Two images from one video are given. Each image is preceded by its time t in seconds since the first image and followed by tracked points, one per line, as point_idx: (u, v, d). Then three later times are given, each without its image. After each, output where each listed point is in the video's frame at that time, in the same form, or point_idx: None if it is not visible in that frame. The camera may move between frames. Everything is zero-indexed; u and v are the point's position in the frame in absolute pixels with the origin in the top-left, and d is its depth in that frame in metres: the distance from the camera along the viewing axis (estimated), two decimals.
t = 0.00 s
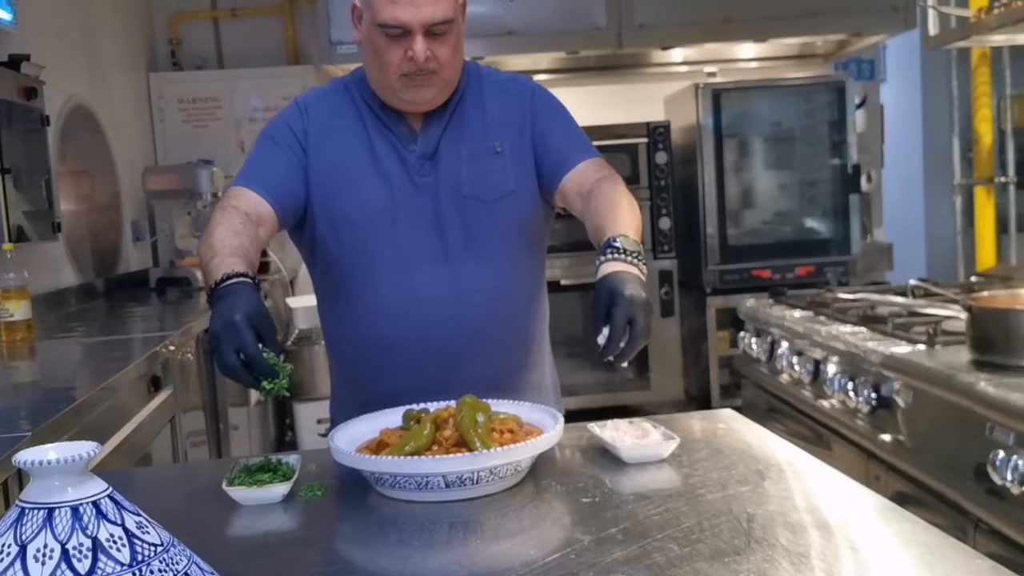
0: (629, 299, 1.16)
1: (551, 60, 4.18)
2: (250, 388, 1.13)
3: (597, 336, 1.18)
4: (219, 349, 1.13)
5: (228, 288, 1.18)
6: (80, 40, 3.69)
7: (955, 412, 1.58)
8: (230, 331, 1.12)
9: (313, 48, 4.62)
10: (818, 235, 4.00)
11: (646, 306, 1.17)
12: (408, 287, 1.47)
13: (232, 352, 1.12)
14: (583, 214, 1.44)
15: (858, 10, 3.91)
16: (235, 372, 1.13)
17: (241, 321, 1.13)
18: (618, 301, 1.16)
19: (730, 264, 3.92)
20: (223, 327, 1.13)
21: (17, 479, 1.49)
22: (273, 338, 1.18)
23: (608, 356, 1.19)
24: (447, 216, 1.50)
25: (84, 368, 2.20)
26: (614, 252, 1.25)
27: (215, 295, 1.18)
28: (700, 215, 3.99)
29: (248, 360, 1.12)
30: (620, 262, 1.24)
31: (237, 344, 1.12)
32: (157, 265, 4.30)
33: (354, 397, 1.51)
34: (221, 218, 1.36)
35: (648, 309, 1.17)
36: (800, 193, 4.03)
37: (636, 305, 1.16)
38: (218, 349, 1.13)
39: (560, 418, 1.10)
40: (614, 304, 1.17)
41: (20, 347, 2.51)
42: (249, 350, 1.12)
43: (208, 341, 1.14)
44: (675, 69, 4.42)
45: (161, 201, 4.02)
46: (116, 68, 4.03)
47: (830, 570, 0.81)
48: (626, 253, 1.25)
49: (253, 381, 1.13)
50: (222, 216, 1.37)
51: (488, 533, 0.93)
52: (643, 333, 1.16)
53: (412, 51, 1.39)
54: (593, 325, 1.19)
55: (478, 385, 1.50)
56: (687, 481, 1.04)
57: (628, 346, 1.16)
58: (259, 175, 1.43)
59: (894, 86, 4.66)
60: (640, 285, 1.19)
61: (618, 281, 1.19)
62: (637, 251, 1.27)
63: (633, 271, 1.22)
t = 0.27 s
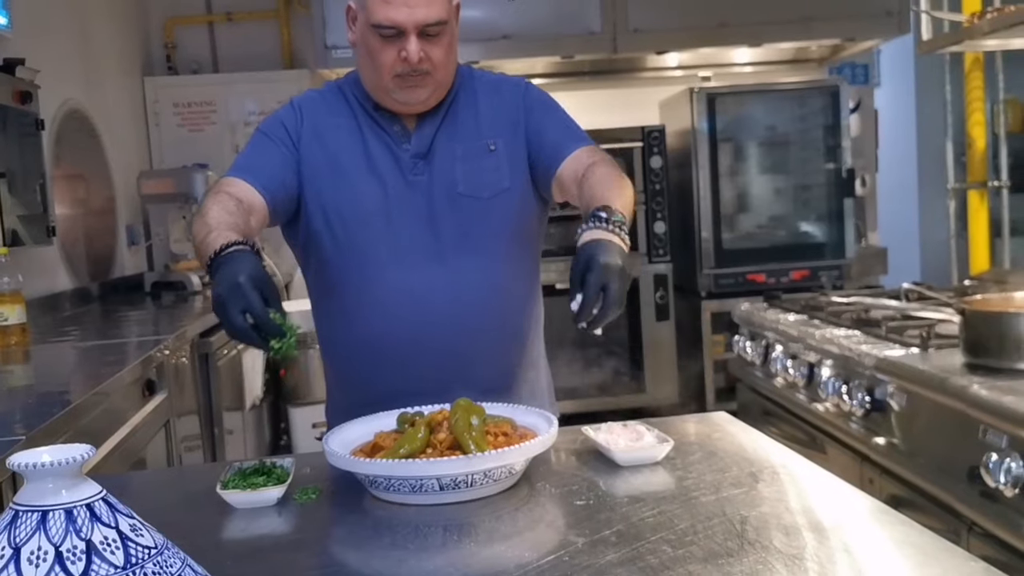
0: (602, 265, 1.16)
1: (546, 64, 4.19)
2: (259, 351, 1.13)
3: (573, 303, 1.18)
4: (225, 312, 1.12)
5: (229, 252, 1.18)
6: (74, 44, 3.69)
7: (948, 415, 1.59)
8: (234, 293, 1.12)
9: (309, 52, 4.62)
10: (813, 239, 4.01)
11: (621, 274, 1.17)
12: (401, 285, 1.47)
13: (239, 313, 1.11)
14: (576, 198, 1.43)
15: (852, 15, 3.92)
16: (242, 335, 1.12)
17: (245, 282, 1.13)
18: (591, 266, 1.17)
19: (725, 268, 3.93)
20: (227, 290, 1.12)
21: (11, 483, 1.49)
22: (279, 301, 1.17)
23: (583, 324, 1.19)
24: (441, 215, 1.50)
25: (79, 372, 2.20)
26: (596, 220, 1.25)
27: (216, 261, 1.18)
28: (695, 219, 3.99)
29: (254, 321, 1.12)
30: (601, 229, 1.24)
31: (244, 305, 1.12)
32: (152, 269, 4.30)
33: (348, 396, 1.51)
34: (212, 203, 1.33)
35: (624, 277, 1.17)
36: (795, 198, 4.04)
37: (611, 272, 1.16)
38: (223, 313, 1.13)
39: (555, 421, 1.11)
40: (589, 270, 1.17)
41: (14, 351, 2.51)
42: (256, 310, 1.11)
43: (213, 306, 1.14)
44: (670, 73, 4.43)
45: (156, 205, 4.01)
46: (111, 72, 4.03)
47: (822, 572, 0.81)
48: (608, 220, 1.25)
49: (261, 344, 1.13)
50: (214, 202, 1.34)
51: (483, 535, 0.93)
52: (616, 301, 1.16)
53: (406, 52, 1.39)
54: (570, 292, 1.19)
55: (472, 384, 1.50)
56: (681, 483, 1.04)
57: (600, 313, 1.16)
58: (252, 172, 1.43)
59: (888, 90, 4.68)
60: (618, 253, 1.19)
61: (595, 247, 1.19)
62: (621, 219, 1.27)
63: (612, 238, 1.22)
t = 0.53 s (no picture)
0: (566, 227, 1.20)
1: (545, 68, 4.19)
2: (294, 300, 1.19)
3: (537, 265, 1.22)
4: (257, 267, 1.18)
5: (247, 210, 1.25)
6: (73, 48, 3.69)
7: (947, 417, 1.59)
8: (263, 246, 1.19)
9: (307, 56, 4.62)
10: (812, 242, 4.01)
11: (585, 238, 1.21)
12: (399, 284, 1.47)
13: (271, 264, 1.17)
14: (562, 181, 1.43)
15: (850, 19, 3.93)
16: (277, 286, 1.18)
17: (273, 233, 1.20)
18: (555, 228, 1.21)
19: (724, 271, 3.93)
20: (256, 243, 1.19)
21: (10, 487, 1.49)
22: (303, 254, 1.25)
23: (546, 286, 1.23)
24: (439, 213, 1.49)
25: (77, 377, 2.19)
26: (574, 185, 1.28)
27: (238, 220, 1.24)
28: (693, 222, 4.00)
29: (287, 268, 1.18)
30: (579, 195, 1.27)
31: (275, 254, 1.18)
32: (151, 273, 4.29)
33: (347, 396, 1.50)
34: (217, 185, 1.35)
35: (588, 241, 1.21)
36: (793, 201, 4.04)
37: (575, 235, 1.20)
38: (255, 268, 1.18)
39: (554, 425, 1.10)
40: (553, 232, 1.21)
41: (12, 356, 2.51)
42: (287, 257, 1.18)
43: (245, 262, 1.19)
44: (668, 77, 4.44)
45: (155, 209, 4.01)
46: (109, 77, 4.03)
47: None
48: (585, 188, 1.28)
49: (295, 291, 1.19)
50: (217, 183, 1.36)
51: (482, 539, 0.93)
52: (577, 263, 1.20)
53: (403, 51, 1.39)
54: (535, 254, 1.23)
55: (470, 383, 1.49)
56: (681, 487, 1.04)
57: (563, 275, 1.20)
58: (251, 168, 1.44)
59: (886, 93, 4.68)
60: (585, 218, 1.23)
61: (565, 209, 1.23)
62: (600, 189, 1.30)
63: (587, 204, 1.25)
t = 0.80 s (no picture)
0: (523, 193, 1.15)
1: (545, 73, 4.19)
2: (334, 261, 1.20)
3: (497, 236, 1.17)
4: (298, 227, 1.18)
5: (281, 172, 1.22)
6: (73, 54, 3.69)
7: (950, 422, 1.58)
8: (303, 205, 1.18)
9: (307, 62, 4.63)
10: (812, 247, 4.01)
11: (545, 207, 1.16)
12: (398, 283, 1.46)
13: (314, 223, 1.17)
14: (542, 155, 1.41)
15: (850, 24, 3.93)
16: (317, 247, 1.18)
17: (315, 194, 1.19)
18: (515, 194, 1.16)
19: (724, 276, 3.92)
20: (298, 203, 1.18)
21: (8, 493, 1.48)
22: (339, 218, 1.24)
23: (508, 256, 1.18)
24: (438, 212, 1.49)
25: (77, 383, 2.19)
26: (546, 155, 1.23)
27: (276, 182, 1.22)
28: (694, 227, 3.99)
29: (328, 230, 1.18)
30: (548, 166, 1.22)
31: (318, 215, 1.17)
32: (150, 279, 4.29)
33: (345, 397, 1.49)
34: (232, 168, 1.35)
35: (548, 209, 1.16)
36: (793, 206, 4.04)
37: (533, 202, 1.15)
38: (295, 228, 1.18)
39: (555, 430, 1.10)
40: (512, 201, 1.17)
41: (11, 362, 2.50)
42: (327, 217, 1.18)
43: (284, 223, 1.19)
44: (668, 82, 4.44)
45: (154, 215, 4.01)
46: (109, 84, 4.03)
47: None
48: (556, 159, 1.23)
49: (335, 253, 1.20)
50: (229, 167, 1.36)
51: (482, 545, 0.92)
52: (536, 232, 1.15)
53: (402, 51, 1.39)
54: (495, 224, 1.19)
55: (470, 384, 1.49)
56: (683, 492, 1.03)
57: (522, 244, 1.15)
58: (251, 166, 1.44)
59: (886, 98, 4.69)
60: (549, 187, 1.18)
61: (529, 176, 1.19)
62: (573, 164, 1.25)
63: (554, 175, 1.21)
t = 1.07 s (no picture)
0: (490, 175, 1.10)
1: (545, 79, 4.19)
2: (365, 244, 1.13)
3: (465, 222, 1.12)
4: (331, 206, 1.12)
5: (314, 154, 1.19)
6: (73, 60, 3.68)
7: (952, 428, 1.57)
8: (343, 181, 1.13)
9: (307, 68, 4.63)
10: (812, 253, 4.00)
11: (513, 191, 1.10)
12: (399, 284, 1.44)
13: (349, 202, 1.11)
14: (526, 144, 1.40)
15: (850, 30, 3.93)
16: (349, 228, 1.12)
17: (351, 173, 1.14)
18: (482, 177, 1.11)
19: (725, 282, 3.92)
20: (337, 179, 1.13)
21: (5, 499, 1.47)
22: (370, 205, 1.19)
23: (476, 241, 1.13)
24: (439, 214, 1.47)
25: (75, 389, 2.18)
26: (519, 138, 1.20)
27: (314, 159, 1.18)
28: (694, 232, 3.99)
29: (362, 211, 1.12)
30: (521, 148, 1.19)
31: (353, 194, 1.12)
32: (150, 285, 4.28)
33: (344, 402, 1.45)
34: (252, 154, 1.36)
35: (516, 192, 1.11)
36: (794, 212, 4.04)
37: (501, 185, 1.10)
38: (329, 206, 1.12)
39: (555, 436, 1.09)
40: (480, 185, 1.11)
41: (10, 368, 2.49)
42: (362, 198, 1.12)
43: (319, 200, 1.13)
44: (668, 87, 4.44)
45: (154, 221, 4.01)
46: (109, 89, 4.03)
47: None
48: (529, 141, 1.20)
49: (366, 237, 1.13)
50: (248, 154, 1.37)
51: (483, 552, 0.91)
52: (503, 217, 1.09)
53: (401, 54, 1.38)
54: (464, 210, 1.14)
55: (471, 390, 1.45)
56: (684, 499, 1.02)
57: (490, 229, 1.10)
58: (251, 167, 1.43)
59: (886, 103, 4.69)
60: (519, 169, 1.13)
61: (499, 159, 1.14)
62: (547, 146, 1.22)
63: (525, 157, 1.17)
